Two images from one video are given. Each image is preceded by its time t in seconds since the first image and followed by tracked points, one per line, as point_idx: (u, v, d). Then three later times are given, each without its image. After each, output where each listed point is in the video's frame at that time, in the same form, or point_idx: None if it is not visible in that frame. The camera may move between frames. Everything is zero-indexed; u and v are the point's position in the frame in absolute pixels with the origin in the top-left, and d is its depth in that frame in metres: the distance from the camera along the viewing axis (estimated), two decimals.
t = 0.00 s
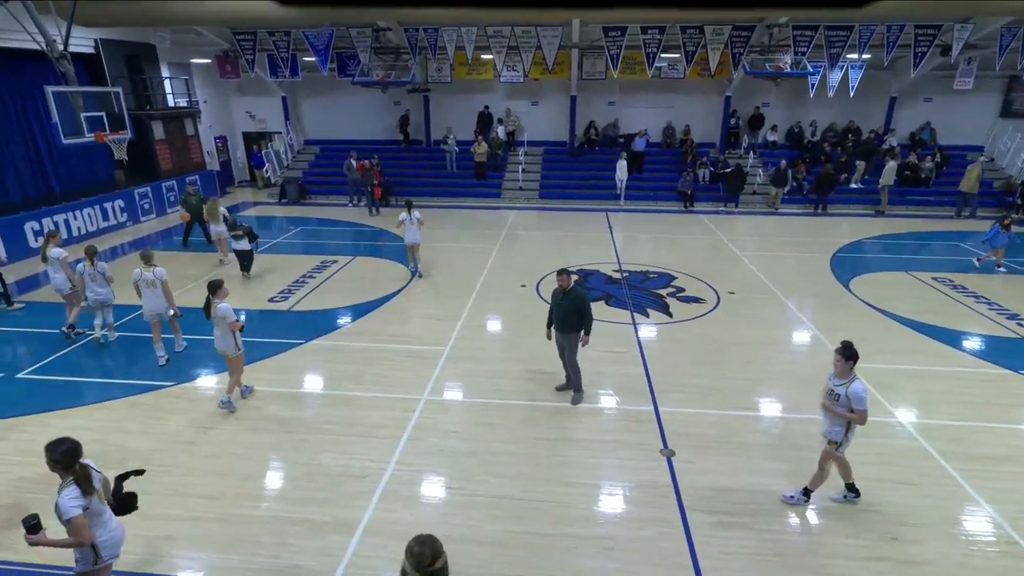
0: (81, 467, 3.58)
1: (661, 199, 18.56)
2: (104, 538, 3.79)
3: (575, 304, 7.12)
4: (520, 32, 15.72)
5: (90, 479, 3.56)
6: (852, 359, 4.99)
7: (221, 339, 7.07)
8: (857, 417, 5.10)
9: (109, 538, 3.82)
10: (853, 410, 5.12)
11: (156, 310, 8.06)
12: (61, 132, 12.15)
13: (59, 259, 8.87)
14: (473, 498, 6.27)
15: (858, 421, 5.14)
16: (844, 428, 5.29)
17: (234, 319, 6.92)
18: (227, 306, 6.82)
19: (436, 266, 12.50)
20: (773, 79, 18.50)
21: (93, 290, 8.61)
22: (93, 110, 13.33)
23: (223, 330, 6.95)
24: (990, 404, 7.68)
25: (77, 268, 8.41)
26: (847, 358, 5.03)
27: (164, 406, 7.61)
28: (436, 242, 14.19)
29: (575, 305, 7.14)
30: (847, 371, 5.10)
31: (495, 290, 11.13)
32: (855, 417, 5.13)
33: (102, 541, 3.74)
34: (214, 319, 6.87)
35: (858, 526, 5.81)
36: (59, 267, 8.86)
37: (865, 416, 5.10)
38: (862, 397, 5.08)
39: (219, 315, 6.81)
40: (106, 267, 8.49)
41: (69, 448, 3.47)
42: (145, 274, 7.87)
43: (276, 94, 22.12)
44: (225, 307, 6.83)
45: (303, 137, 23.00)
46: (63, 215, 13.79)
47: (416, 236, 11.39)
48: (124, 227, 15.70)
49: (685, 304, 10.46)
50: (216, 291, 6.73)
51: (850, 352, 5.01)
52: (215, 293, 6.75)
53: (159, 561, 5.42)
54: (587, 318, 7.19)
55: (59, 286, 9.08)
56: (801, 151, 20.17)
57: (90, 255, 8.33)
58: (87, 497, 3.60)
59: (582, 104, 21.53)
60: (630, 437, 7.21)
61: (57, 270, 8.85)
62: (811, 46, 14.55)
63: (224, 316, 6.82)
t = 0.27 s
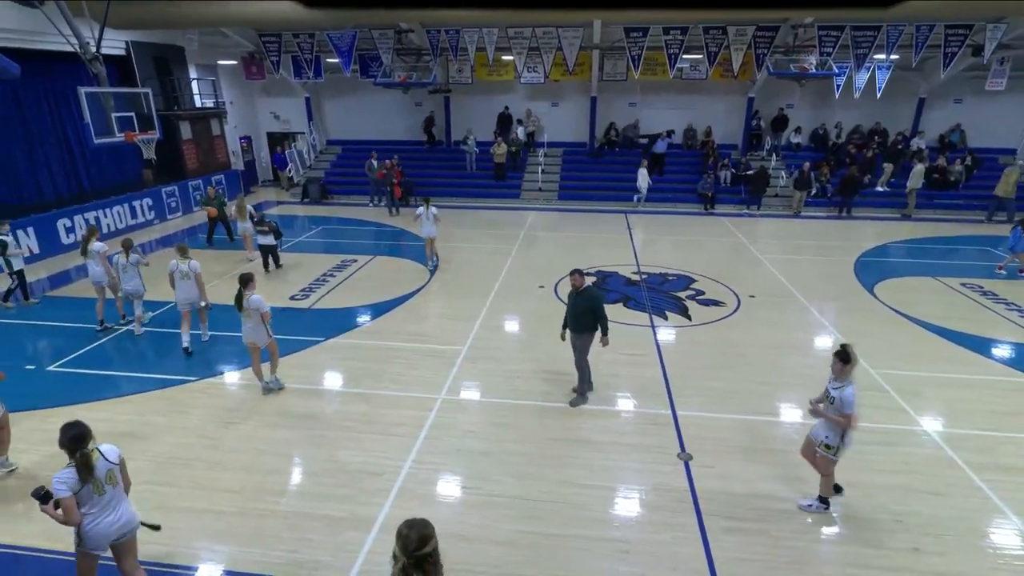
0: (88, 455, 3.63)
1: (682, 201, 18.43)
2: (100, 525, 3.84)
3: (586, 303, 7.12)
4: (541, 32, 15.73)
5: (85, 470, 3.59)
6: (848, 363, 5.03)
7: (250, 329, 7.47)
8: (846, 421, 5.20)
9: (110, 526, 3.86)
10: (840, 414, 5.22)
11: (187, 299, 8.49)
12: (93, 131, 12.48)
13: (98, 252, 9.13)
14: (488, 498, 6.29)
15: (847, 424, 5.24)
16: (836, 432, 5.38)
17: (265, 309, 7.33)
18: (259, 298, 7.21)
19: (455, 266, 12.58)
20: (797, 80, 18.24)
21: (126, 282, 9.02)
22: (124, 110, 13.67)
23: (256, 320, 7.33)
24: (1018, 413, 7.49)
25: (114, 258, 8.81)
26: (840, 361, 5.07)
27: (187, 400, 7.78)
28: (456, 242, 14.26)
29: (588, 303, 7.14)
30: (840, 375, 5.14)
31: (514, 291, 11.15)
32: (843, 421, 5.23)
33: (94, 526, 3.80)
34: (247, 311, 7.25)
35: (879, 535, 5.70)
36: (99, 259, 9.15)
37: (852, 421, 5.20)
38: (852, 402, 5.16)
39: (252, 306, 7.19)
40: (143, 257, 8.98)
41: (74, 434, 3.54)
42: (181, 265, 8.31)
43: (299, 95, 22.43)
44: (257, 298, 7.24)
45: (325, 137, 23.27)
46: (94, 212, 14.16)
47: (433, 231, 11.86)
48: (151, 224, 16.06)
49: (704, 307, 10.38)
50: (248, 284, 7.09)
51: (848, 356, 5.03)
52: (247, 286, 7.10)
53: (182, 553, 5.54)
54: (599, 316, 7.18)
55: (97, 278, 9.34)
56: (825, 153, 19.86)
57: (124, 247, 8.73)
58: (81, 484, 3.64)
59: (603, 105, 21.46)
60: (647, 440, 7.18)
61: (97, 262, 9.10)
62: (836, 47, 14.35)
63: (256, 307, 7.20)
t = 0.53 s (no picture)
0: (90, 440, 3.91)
1: (708, 203, 18.23)
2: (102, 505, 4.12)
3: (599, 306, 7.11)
4: (568, 34, 15.66)
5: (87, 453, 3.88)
6: (843, 367, 5.03)
7: (283, 322, 7.78)
8: (840, 427, 5.14)
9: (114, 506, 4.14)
10: (835, 419, 5.16)
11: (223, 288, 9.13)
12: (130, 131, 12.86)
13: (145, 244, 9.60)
14: (507, 499, 6.30)
15: (841, 431, 5.16)
16: (832, 438, 5.29)
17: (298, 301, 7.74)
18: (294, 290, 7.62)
19: (479, 266, 12.63)
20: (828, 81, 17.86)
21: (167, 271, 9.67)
22: (159, 111, 14.05)
23: (290, 313, 7.69)
24: None
25: (156, 249, 9.44)
26: (835, 366, 5.07)
27: (215, 395, 7.96)
28: (480, 243, 14.32)
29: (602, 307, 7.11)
30: (836, 380, 5.10)
31: (536, 292, 11.15)
32: (838, 427, 5.16)
33: (98, 505, 4.08)
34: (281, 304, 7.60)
35: (907, 549, 5.55)
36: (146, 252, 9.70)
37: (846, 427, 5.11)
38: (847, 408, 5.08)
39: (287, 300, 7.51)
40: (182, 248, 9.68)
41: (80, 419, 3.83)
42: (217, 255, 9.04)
43: (327, 96, 22.77)
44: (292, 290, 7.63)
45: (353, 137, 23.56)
46: (129, 210, 14.60)
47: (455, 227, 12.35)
48: (183, 222, 16.48)
49: (729, 311, 10.23)
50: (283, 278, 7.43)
51: (843, 361, 5.05)
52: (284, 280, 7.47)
53: (207, 545, 5.67)
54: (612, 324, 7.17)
55: (142, 270, 9.86)
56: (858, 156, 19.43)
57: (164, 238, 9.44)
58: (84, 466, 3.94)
59: (629, 107, 21.33)
60: (668, 445, 7.10)
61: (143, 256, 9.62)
62: (871, 47, 14.02)
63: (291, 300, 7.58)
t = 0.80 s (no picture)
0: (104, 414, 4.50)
1: (735, 207, 17.95)
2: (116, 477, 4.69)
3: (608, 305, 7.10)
4: (595, 36, 15.61)
5: (94, 427, 4.43)
6: (838, 365, 5.07)
7: (317, 314, 8.16)
8: (831, 425, 5.12)
9: (123, 480, 4.67)
10: (828, 417, 5.14)
11: (257, 283, 9.46)
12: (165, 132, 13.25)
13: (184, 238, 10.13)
14: (526, 500, 6.29)
15: (834, 430, 5.13)
16: (824, 438, 5.28)
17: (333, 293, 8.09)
18: (329, 284, 7.97)
19: (502, 268, 12.65)
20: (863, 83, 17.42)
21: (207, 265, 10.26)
22: (193, 112, 14.43)
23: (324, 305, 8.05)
24: None
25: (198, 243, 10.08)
26: (828, 364, 5.11)
27: (242, 390, 8.13)
28: (505, 244, 14.33)
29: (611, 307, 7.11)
30: (830, 378, 5.14)
31: (559, 294, 11.12)
32: (830, 426, 5.14)
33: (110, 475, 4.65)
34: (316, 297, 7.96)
35: (937, 564, 5.37)
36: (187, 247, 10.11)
37: (840, 426, 5.08)
38: (841, 406, 5.07)
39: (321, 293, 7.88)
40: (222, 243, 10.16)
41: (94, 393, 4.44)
42: (250, 251, 9.40)
43: (355, 98, 23.07)
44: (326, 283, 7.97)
45: (380, 138, 23.79)
46: (163, 208, 15.03)
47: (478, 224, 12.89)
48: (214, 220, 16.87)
49: (756, 317, 10.06)
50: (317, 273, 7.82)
51: (837, 360, 5.10)
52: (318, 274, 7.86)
53: (232, 537, 5.80)
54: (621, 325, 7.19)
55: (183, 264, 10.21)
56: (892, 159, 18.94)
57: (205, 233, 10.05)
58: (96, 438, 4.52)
59: (655, 110, 21.14)
60: (691, 451, 7.01)
61: (185, 250, 10.03)
62: (907, 48, 13.68)
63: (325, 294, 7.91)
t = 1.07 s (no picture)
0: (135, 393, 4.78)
1: (763, 210, 17.64)
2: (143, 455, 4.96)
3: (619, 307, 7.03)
4: (621, 37, 15.48)
5: (127, 407, 4.71)
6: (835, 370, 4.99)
7: (346, 308, 8.38)
8: (829, 430, 5.04)
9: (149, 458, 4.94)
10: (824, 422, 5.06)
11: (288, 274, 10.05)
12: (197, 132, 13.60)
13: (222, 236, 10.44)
14: (546, 504, 6.26)
15: (832, 435, 5.06)
16: (820, 442, 5.22)
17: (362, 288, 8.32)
18: (359, 278, 8.16)
19: (527, 270, 12.64)
20: (899, 84, 16.94)
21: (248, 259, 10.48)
22: (225, 113, 14.76)
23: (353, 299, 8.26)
24: None
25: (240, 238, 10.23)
26: (825, 368, 5.05)
27: (267, 387, 8.27)
28: (529, 246, 14.32)
29: (623, 308, 7.05)
30: (827, 382, 5.09)
31: (583, 297, 11.07)
32: (827, 431, 5.06)
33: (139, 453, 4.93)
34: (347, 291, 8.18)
35: None
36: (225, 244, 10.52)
37: (838, 431, 5.01)
38: (838, 411, 5.00)
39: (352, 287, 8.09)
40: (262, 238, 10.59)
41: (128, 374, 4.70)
42: (281, 246, 9.86)
43: (381, 99, 23.30)
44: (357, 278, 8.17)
45: (405, 139, 23.97)
46: (195, 207, 15.40)
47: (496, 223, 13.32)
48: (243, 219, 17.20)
49: (783, 323, 9.86)
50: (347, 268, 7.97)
51: (832, 365, 5.00)
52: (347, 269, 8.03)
53: (256, 531, 5.91)
54: (634, 327, 7.16)
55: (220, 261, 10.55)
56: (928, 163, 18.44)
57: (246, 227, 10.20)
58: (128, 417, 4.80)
59: (684, 111, 20.91)
60: (715, 459, 6.89)
61: (224, 246, 10.45)
62: (946, 49, 13.31)
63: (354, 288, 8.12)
